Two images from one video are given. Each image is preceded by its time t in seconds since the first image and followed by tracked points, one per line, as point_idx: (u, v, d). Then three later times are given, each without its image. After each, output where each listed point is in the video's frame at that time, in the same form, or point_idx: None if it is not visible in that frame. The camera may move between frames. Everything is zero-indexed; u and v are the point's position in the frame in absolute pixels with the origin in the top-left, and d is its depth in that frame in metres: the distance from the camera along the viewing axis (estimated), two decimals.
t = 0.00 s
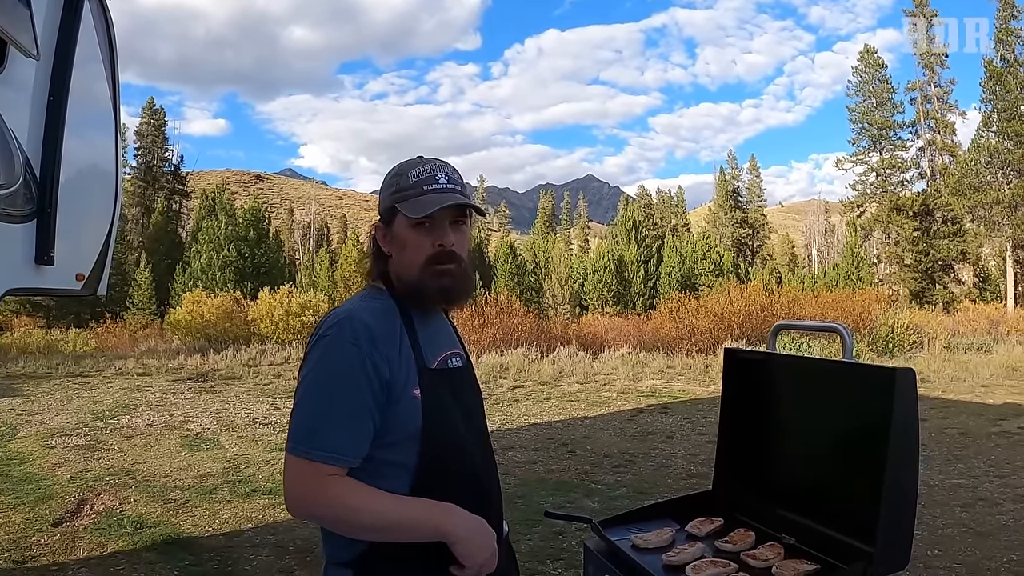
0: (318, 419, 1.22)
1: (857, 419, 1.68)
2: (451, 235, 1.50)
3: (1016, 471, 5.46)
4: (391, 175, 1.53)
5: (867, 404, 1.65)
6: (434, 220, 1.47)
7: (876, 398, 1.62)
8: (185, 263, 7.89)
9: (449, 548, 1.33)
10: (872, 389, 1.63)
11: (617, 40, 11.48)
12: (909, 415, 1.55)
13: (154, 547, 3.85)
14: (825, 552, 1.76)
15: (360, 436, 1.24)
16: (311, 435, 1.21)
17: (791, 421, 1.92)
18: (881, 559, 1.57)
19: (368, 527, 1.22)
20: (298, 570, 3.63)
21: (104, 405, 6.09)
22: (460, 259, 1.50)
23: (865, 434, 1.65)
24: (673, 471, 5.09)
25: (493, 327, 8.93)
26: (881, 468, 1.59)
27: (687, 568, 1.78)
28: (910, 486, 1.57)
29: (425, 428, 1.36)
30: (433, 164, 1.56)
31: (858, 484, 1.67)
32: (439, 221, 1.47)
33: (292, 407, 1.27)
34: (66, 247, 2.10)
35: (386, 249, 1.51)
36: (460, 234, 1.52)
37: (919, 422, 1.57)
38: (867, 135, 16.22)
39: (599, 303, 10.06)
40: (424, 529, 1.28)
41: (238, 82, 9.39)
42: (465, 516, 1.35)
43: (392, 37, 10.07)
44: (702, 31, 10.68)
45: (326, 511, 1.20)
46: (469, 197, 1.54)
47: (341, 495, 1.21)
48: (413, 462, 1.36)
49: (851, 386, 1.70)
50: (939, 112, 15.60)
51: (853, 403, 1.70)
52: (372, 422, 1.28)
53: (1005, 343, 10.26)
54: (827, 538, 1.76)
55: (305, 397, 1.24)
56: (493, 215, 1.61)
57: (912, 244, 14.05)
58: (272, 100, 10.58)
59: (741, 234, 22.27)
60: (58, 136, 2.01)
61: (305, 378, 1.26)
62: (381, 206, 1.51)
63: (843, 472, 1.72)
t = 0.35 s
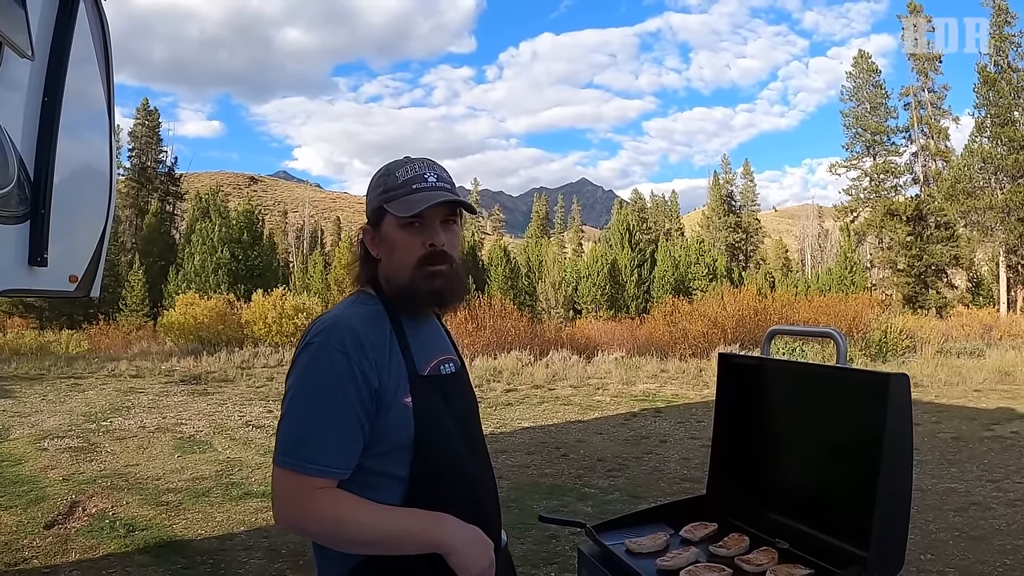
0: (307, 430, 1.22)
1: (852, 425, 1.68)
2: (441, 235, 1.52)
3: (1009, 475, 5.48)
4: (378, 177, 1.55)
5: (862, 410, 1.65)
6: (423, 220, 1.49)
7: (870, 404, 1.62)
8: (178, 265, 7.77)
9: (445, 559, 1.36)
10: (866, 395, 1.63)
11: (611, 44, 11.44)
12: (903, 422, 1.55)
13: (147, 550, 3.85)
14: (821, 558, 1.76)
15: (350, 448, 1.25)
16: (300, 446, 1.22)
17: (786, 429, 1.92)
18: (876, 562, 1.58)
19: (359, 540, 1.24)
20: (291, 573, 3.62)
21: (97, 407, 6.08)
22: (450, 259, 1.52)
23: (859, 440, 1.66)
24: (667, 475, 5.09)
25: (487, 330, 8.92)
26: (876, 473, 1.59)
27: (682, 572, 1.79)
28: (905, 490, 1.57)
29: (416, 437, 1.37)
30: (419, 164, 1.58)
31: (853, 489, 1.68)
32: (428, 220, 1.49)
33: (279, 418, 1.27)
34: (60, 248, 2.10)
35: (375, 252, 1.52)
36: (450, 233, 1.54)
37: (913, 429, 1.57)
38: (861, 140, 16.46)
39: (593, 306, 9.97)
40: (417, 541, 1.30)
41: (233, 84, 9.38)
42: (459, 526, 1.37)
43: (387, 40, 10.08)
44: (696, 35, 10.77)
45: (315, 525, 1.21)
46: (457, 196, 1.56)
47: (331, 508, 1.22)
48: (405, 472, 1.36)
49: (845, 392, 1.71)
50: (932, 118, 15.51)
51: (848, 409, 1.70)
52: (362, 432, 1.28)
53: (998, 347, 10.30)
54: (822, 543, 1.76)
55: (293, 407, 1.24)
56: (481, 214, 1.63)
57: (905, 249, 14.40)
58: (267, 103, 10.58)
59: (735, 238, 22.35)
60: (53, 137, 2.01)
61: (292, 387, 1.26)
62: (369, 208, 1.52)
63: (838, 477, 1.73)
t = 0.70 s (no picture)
0: (318, 433, 1.22)
1: (864, 424, 1.68)
2: (453, 233, 1.52)
3: (1022, 474, 5.44)
4: (387, 177, 1.54)
5: (875, 410, 1.64)
6: (435, 219, 1.48)
7: (883, 403, 1.61)
8: (189, 268, 7.86)
9: (459, 563, 1.35)
10: (878, 395, 1.63)
11: (620, 43, 11.42)
12: (916, 421, 1.54)
13: (159, 551, 3.86)
14: (834, 557, 1.75)
15: (361, 452, 1.25)
16: (311, 450, 1.21)
17: (797, 429, 1.92)
18: (889, 562, 1.57)
19: (372, 545, 1.24)
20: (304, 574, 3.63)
21: (109, 409, 6.10)
22: (462, 258, 1.52)
23: (871, 439, 1.65)
24: (679, 475, 5.08)
25: (498, 330, 8.94)
26: (889, 472, 1.58)
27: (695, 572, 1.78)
28: (918, 490, 1.56)
29: (429, 441, 1.37)
30: (428, 162, 1.58)
31: (865, 489, 1.67)
32: (441, 218, 1.49)
33: (289, 422, 1.27)
34: (72, 251, 2.11)
35: (385, 252, 1.52)
36: (462, 231, 1.54)
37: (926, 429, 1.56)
38: (871, 138, 16.26)
39: (604, 305, 9.95)
40: (430, 546, 1.30)
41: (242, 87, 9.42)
42: (472, 530, 1.37)
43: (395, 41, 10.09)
44: (705, 34, 10.69)
45: (326, 530, 1.21)
46: (467, 194, 1.56)
47: (343, 513, 1.22)
48: (418, 476, 1.36)
49: (857, 392, 1.70)
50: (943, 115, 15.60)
51: (860, 408, 1.70)
52: (373, 436, 1.28)
53: (1011, 345, 10.23)
54: (835, 543, 1.75)
55: (304, 411, 1.24)
56: (492, 212, 1.63)
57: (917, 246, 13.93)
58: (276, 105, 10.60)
59: (745, 237, 22.26)
60: (64, 141, 2.02)
61: (302, 391, 1.26)
62: (377, 208, 1.52)
63: (850, 477, 1.72)
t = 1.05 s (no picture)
0: (327, 438, 1.22)
1: (873, 426, 1.67)
2: (461, 239, 1.51)
3: None
4: (395, 182, 1.54)
5: (884, 412, 1.64)
6: (444, 224, 1.48)
7: (893, 406, 1.60)
8: (198, 273, 7.87)
9: (468, 569, 1.36)
10: (888, 397, 1.62)
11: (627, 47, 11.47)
12: (926, 423, 1.53)
13: (169, 556, 3.87)
14: (842, 560, 1.73)
15: (370, 457, 1.25)
16: (321, 455, 1.22)
17: (807, 431, 1.91)
18: (898, 564, 1.56)
19: (380, 550, 1.24)
20: None
21: (119, 414, 6.13)
22: (470, 262, 1.52)
23: (881, 441, 1.64)
24: (688, 478, 5.06)
25: (506, 334, 8.92)
26: (898, 474, 1.57)
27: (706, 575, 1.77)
28: (928, 492, 1.55)
29: (437, 445, 1.37)
30: (436, 168, 1.58)
31: (874, 491, 1.66)
32: (448, 224, 1.49)
33: (298, 427, 1.27)
34: (81, 257, 2.12)
35: (393, 258, 1.51)
36: (470, 236, 1.54)
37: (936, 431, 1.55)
38: (879, 138, 16.24)
39: (612, 309, 9.98)
40: (439, 551, 1.30)
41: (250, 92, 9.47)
42: (481, 535, 1.37)
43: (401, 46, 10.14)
44: (712, 36, 10.68)
45: (335, 535, 1.21)
46: (475, 199, 1.56)
47: (352, 518, 1.22)
48: (427, 481, 1.37)
49: (867, 394, 1.69)
50: (951, 115, 15.55)
51: (869, 410, 1.69)
52: (382, 440, 1.28)
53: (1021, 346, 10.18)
54: (843, 546, 1.74)
55: (312, 417, 1.24)
56: (500, 217, 1.63)
57: (925, 247, 13.80)
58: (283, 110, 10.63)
59: (753, 239, 22.21)
60: (72, 148, 2.03)
61: (311, 395, 1.26)
62: (385, 213, 1.52)
63: (858, 479, 1.71)
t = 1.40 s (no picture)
0: (331, 446, 1.23)
1: (876, 432, 1.66)
2: (466, 248, 1.51)
3: None
4: (401, 192, 1.54)
5: (887, 417, 1.62)
6: (449, 233, 1.48)
7: (897, 414, 1.59)
8: (206, 279, 7.94)
9: None
10: (891, 402, 1.61)
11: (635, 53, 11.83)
12: (930, 429, 1.52)
13: (176, 561, 3.90)
14: (850, 567, 1.72)
15: (374, 463, 1.25)
16: (325, 463, 1.22)
17: (812, 435, 1.89)
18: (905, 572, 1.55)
19: (385, 558, 1.24)
20: None
21: (126, 419, 6.15)
22: (475, 271, 1.51)
23: (885, 448, 1.63)
24: (696, 485, 5.05)
25: (514, 340, 8.91)
26: (903, 479, 1.56)
27: None
28: (934, 498, 1.54)
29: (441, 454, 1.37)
30: (441, 178, 1.58)
31: (878, 497, 1.65)
32: (454, 234, 1.49)
33: (302, 435, 1.28)
34: (89, 264, 2.12)
35: (398, 267, 1.51)
36: (474, 246, 1.54)
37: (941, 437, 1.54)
38: (886, 144, 16.11)
39: (620, 316, 9.96)
40: (444, 559, 1.30)
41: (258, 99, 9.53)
42: (488, 543, 1.36)
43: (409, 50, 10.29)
44: (719, 42, 10.76)
45: (340, 542, 1.21)
46: (480, 209, 1.55)
47: (357, 526, 1.22)
48: (431, 489, 1.37)
49: (870, 400, 1.68)
50: (957, 121, 15.46)
51: (870, 415, 1.68)
52: (386, 448, 1.28)
53: None
54: (850, 552, 1.73)
55: (317, 424, 1.25)
56: (504, 227, 1.63)
57: (932, 253, 13.77)
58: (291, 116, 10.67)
59: (760, 245, 22.18)
60: (81, 154, 2.03)
61: (316, 402, 1.27)
62: (391, 222, 1.52)
63: (864, 485, 1.69)
